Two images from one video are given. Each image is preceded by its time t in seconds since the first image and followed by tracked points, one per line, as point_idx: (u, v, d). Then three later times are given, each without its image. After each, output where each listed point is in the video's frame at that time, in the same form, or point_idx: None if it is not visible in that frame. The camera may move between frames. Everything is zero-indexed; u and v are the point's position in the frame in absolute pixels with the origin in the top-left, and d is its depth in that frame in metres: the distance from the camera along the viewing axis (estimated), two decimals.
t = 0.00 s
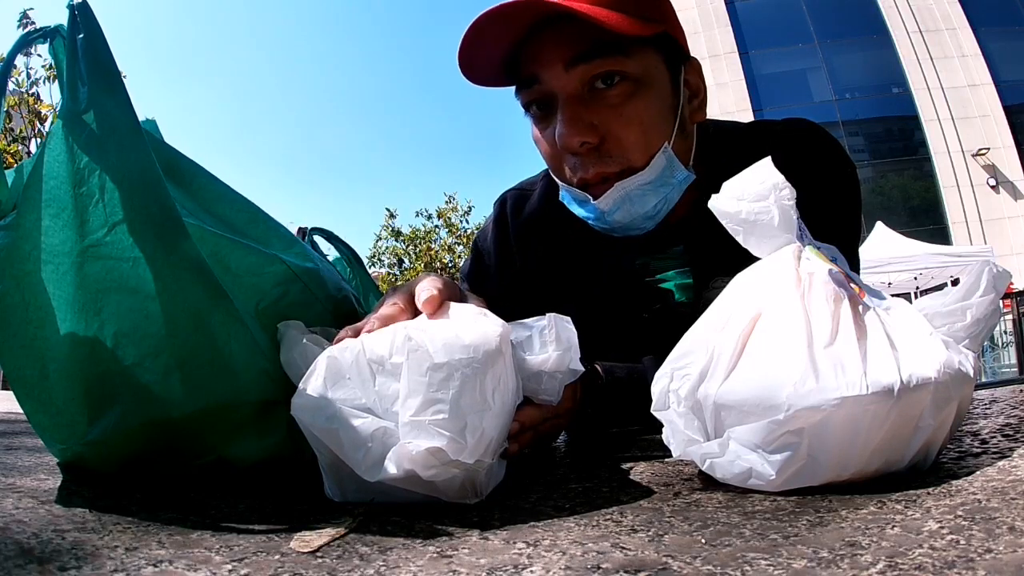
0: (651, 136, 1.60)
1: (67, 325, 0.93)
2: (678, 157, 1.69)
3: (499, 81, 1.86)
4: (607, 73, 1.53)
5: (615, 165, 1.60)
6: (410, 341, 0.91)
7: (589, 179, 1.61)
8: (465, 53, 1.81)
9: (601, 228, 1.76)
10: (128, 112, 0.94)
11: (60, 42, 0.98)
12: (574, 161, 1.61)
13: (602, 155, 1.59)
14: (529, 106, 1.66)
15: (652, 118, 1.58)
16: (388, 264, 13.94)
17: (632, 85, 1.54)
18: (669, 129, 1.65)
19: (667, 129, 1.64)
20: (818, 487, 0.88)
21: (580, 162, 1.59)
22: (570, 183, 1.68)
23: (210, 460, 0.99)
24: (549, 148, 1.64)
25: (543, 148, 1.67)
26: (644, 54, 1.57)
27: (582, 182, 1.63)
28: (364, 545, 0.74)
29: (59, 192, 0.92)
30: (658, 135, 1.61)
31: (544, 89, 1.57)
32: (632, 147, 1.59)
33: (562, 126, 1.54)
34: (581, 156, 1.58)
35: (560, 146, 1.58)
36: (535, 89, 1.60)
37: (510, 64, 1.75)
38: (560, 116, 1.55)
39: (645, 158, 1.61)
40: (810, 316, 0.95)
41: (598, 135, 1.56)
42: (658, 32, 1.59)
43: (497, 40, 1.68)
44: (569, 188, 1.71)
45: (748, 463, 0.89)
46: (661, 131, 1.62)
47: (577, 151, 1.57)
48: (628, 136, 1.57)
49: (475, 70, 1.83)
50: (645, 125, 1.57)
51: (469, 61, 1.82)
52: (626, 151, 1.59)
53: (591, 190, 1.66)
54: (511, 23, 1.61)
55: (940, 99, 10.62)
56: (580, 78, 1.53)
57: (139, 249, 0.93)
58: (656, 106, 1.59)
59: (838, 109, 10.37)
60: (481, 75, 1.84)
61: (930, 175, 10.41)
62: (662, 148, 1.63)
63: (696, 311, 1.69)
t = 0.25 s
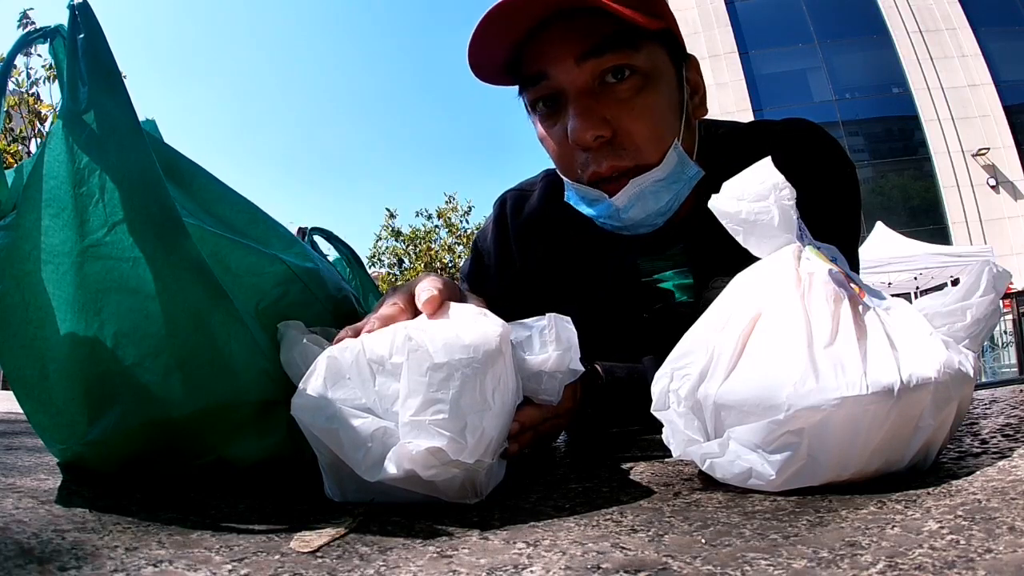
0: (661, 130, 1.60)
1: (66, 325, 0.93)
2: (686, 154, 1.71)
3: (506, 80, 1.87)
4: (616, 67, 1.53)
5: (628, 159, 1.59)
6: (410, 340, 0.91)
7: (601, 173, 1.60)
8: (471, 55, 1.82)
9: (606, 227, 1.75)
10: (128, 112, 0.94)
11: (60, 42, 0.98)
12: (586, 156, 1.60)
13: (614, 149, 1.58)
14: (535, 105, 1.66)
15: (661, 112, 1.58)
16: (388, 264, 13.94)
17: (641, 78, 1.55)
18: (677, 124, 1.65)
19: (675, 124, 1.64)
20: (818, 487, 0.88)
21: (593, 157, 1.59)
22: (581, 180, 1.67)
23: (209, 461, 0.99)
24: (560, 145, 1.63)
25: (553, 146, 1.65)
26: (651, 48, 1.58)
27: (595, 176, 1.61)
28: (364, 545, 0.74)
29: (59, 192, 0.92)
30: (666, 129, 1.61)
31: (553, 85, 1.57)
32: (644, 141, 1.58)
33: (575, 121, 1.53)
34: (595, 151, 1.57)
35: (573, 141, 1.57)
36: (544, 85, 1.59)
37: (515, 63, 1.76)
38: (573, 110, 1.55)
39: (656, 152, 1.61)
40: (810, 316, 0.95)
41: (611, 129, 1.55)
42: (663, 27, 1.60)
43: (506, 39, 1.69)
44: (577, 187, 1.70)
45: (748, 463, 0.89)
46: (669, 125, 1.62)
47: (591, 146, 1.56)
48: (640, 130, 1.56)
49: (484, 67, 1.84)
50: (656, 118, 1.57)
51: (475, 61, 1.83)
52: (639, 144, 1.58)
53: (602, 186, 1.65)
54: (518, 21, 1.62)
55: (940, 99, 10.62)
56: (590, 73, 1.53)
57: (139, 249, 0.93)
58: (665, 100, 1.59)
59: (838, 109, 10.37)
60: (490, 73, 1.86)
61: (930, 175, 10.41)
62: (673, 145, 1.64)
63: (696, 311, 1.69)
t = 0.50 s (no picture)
0: (661, 135, 1.60)
1: (67, 325, 0.93)
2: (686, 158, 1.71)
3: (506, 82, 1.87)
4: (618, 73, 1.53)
5: (629, 165, 1.59)
6: (410, 340, 0.91)
7: (601, 178, 1.60)
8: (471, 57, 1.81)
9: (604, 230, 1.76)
10: (129, 112, 0.94)
11: (60, 43, 0.98)
12: (586, 162, 1.59)
13: (615, 155, 1.58)
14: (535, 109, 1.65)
15: (662, 118, 1.58)
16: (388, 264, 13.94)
17: (642, 84, 1.55)
18: (677, 129, 1.65)
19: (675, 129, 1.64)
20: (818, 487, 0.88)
21: (594, 162, 1.58)
22: (580, 185, 1.67)
23: (210, 460, 0.99)
24: (560, 150, 1.63)
25: (553, 151, 1.65)
26: (652, 53, 1.57)
27: (594, 181, 1.61)
28: (364, 545, 0.74)
29: (59, 192, 0.92)
30: (666, 135, 1.61)
31: (554, 89, 1.56)
32: (644, 146, 1.58)
33: (576, 126, 1.53)
34: (595, 156, 1.57)
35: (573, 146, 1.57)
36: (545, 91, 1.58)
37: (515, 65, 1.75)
38: (574, 115, 1.54)
39: (656, 158, 1.60)
40: (810, 316, 0.95)
41: (611, 135, 1.55)
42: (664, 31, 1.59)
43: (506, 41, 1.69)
44: (576, 191, 1.70)
45: (748, 463, 0.89)
46: (669, 131, 1.62)
47: (591, 152, 1.56)
48: (640, 135, 1.56)
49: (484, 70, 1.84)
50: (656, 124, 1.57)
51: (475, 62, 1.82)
52: (639, 150, 1.58)
53: (602, 190, 1.65)
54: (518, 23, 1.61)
55: (940, 99, 10.62)
56: (591, 77, 1.52)
57: (139, 249, 0.93)
58: (665, 105, 1.59)
59: (838, 109, 10.37)
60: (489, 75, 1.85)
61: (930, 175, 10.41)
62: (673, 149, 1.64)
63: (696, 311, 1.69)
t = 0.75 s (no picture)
0: (663, 136, 1.60)
1: (67, 325, 0.93)
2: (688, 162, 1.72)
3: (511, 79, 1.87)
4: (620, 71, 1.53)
5: (629, 165, 1.59)
6: (408, 341, 0.91)
7: (601, 178, 1.60)
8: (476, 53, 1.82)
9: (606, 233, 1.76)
10: (129, 112, 0.94)
11: (60, 42, 0.98)
12: (586, 160, 1.60)
13: (615, 154, 1.58)
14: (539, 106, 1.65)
15: (663, 118, 1.58)
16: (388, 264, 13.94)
17: (644, 83, 1.55)
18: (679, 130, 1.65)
19: (677, 130, 1.64)
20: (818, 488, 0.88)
21: (594, 161, 1.59)
22: (581, 184, 1.67)
23: (210, 460, 0.99)
24: (561, 147, 1.63)
25: (555, 148, 1.65)
26: (655, 53, 1.57)
27: (594, 180, 1.61)
28: (364, 545, 0.74)
29: (59, 192, 0.92)
30: (668, 135, 1.61)
31: (556, 87, 1.57)
32: (646, 147, 1.58)
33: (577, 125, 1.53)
34: (596, 155, 1.58)
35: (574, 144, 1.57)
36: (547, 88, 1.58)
37: (519, 63, 1.75)
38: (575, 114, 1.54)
39: (657, 158, 1.61)
40: (810, 316, 0.95)
41: (612, 134, 1.55)
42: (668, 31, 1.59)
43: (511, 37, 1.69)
44: (579, 193, 1.70)
45: (748, 463, 0.89)
46: (671, 132, 1.61)
47: (592, 150, 1.56)
48: (641, 136, 1.56)
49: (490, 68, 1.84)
50: (658, 124, 1.57)
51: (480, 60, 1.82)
52: (640, 150, 1.58)
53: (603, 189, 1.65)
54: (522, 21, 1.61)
55: (940, 99, 10.62)
56: (593, 76, 1.52)
57: (139, 249, 0.93)
58: (667, 105, 1.59)
59: (838, 109, 10.37)
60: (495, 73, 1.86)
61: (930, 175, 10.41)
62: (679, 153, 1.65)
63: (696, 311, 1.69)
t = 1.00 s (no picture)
0: (655, 154, 1.56)
1: (67, 324, 0.93)
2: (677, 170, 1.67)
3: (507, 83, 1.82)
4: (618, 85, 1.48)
5: (619, 182, 1.54)
6: (408, 341, 0.91)
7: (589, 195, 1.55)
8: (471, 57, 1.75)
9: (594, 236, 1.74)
10: (129, 112, 0.94)
11: (60, 42, 0.98)
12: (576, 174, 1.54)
13: (605, 171, 1.53)
14: (534, 112, 1.60)
15: (656, 136, 1.54)
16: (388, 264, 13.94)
17: (640, 99, 1.50)
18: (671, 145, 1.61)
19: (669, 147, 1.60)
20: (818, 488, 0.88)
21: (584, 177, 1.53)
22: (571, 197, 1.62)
23: (210, 461, 0.99)
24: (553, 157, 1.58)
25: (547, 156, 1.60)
26: (654, 66, 1.53)
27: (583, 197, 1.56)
28: (364, 545, 0.74)
29: (59, 192, 0.92)
30: (660, 154, 1.56)
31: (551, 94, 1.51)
32: (637, 164, 1.54)
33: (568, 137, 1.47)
34: (586, 170, 1.52)
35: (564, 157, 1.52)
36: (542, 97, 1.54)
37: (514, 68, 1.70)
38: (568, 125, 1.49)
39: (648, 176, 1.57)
40: (810, 316, 0.96)
41: (604, 150, 1.50)
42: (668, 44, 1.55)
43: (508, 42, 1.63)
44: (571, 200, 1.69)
45: (748, 463, 0.89)
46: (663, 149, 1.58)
47: (581, 165, 1.50)
48: (633, 152, 1.52)
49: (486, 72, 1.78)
50: (651, 142, 1.53)
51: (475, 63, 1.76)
52: (631, 167, 1.53)
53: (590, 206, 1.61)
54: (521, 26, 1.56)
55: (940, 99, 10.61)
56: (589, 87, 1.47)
57: (140, 249, 0.93)
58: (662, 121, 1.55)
59: (838, 109, 10.37)
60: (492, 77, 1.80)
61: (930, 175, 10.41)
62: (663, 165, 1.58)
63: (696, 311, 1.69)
